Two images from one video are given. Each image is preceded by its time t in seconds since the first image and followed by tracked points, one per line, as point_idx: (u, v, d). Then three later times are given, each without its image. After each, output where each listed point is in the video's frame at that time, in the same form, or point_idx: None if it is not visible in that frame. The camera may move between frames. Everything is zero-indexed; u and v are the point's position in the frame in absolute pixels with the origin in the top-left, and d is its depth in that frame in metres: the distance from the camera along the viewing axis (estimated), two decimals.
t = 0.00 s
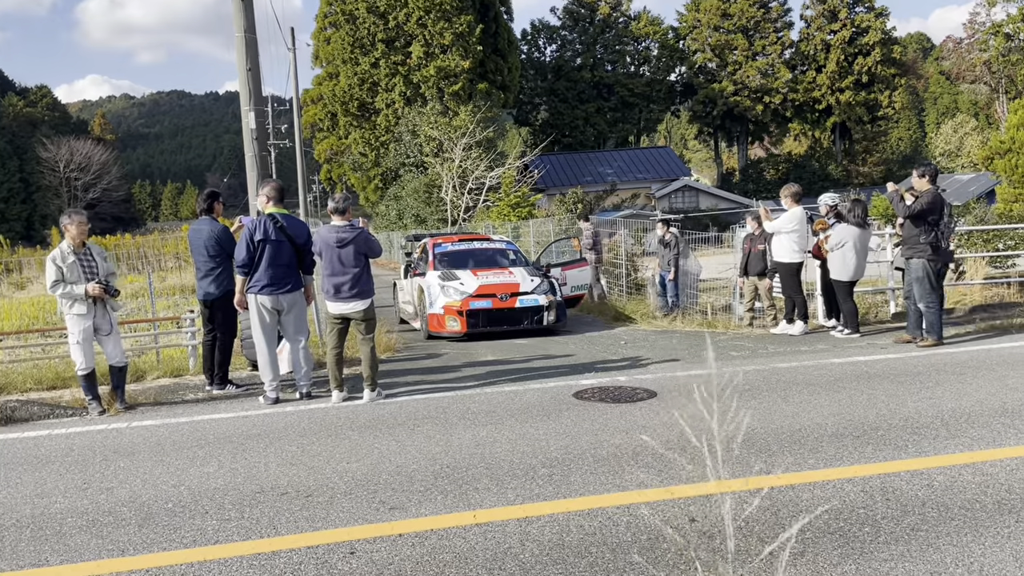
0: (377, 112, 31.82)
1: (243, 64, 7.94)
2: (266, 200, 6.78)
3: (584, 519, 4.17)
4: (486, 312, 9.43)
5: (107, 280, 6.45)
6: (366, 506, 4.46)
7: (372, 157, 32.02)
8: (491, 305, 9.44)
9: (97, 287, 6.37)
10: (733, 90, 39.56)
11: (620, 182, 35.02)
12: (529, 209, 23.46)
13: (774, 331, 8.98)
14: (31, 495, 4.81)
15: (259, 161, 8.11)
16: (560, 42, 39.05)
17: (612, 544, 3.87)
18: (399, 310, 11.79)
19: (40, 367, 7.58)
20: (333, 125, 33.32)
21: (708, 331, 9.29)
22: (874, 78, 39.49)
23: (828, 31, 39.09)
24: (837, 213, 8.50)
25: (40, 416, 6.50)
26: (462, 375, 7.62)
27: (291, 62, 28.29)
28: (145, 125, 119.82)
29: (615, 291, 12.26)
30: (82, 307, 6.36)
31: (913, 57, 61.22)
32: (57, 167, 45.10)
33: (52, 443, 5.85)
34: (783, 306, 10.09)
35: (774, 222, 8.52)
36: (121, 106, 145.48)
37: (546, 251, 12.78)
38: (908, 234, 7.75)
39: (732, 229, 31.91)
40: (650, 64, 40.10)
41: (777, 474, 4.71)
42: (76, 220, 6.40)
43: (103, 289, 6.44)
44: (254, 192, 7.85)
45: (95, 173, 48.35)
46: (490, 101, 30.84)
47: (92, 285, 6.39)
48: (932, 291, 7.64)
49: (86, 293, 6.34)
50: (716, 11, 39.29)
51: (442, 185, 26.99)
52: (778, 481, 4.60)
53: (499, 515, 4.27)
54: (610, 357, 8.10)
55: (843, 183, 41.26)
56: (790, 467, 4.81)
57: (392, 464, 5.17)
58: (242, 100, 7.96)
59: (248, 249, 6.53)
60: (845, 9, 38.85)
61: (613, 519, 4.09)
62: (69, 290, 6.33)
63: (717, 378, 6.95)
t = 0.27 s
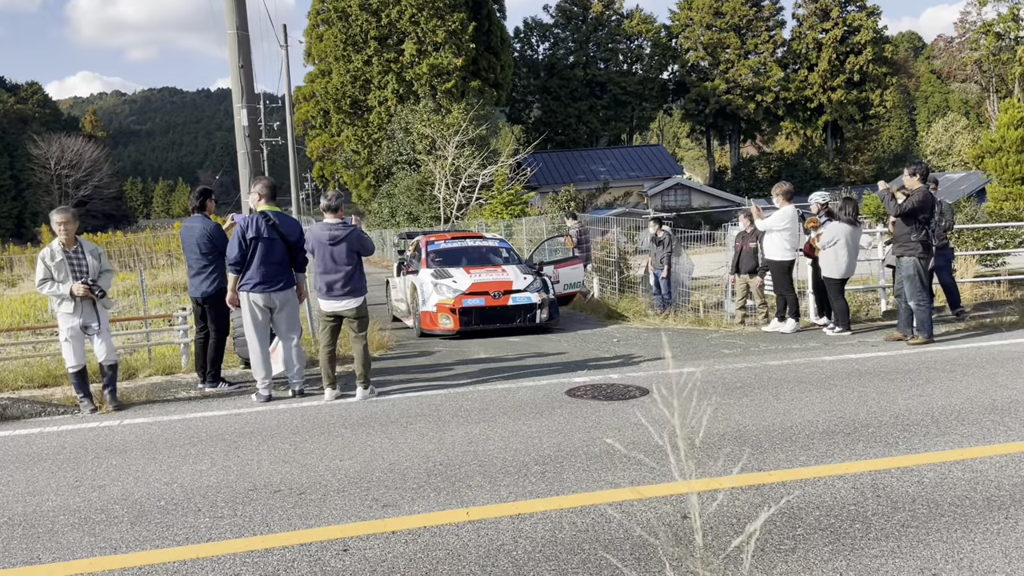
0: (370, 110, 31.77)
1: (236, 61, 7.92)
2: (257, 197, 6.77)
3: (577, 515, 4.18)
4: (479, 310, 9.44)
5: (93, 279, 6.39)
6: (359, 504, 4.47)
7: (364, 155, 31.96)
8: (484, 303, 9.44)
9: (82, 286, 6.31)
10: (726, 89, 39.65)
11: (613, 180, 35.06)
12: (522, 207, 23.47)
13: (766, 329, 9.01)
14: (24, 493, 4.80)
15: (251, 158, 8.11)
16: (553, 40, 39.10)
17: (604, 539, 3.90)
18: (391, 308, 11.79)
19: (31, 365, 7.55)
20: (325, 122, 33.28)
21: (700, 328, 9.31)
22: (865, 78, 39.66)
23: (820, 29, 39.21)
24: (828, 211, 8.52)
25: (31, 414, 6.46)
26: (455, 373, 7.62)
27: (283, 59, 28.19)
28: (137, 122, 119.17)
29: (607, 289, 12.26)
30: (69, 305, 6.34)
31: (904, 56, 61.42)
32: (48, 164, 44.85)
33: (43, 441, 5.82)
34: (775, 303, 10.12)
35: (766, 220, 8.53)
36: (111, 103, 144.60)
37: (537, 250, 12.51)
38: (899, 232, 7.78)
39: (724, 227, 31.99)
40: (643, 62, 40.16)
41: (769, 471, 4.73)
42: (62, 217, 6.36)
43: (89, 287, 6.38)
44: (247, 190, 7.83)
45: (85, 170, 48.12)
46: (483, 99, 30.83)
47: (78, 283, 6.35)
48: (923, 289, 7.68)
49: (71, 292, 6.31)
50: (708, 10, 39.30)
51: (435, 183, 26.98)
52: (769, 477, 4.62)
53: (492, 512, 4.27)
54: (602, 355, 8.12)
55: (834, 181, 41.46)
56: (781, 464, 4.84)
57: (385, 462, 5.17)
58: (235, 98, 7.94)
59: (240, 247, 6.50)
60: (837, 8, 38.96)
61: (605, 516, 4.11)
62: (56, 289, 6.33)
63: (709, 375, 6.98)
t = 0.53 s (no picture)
0: (366, 107, 31.72)
1: (232, 58, 7.90)
2: (253, 195, 6.77)
3: (573, 513, 4.20)
4: (475, 307, 9.45)
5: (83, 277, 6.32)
6: (356, 501, 4.47)
7: (360, 152, 31.93)
8: (480, 301, 9.45)
9: (69, 285, 6.27)
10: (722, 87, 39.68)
11: (609, 177, 35.09)
12: (518, 205, 23.45)
13: (762, 327, 9.02)
14: (20, 490, 4.79)
15: (247, 156, 8.10)
16: (549, 37, 39.12)
17: (600, 536, 3.91)
18: (387, 305, 11.79)
19: (26, 361, 7.54)
20: (321, 120, 33.25)
21: (696, 326, 9.32)
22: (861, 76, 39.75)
23: (816, 28, 39.32)
24: (823, 209, 8.55)
25: (26, 411, 6.46)
26: (451, 370, 7.63)
27: (279, 56, 28.14)
28: (131, 119, 118.84)
29: (603, 287, 12.28)
30: (62, 303, 6.32)
31: (900, 54, 61.51)
32: (43, 161, 44.69)
33: (37, 438, 5.82)
34: (770, 301, 10.15)
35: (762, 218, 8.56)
36: (105, 100, 144.14)
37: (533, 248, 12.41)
38: (894, 230, 7.81)
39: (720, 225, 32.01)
40: (639, 60, 40.19)
41: (765, 468, 4.75)
42: (54, 215, 6.30)
43: (78, 286, 6.32)
44: (243, 187, 7.82)
45: (81, 167, 47.97)
46: (479, 96, 30.82)
47: (68, 282, 6.30)
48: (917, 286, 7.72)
49: (61, 290, 6.30)
50: (704, 8, 39.25)
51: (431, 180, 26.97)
52: (765, 475, 4.64)
53: (488, 510, 4.28)
54: (598, 352, 8.13)
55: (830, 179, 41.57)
56: (777, 462, 4.86)
57: (381, 459, 5.17)
58: (231, 94, 7.92)
59: (237, 245, 6.50)
60: (832, 7, 38.99)
61: (601, 513, 4.12)
62: (50, 285, 6.33)
63: (704, 373, 7.00)
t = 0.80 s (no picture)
0: (364, 104, 31.71)
1: (231, 54, 7.90)
2: (251, 191, 6.75)
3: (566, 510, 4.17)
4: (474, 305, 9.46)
5: (82, 275, 6.30)
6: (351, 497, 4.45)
7: (359, 149, 31.92)
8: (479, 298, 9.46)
9: (67, 282, 6.27)
10: (720, 85, 39.70)
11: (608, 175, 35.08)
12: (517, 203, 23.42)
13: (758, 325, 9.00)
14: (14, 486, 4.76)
15: (246, 152, 8.09)
16: (548, 35, 39.08)
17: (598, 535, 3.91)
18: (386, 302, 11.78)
19: (24, 358, 7.53)
20: (320, 117, 33.28)
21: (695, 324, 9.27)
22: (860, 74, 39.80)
23: (815, 26, 39.25)
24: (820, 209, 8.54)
25: (25, 407, 6.47)
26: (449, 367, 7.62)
27: (278, 53, 28.11)
28: (130, 115, 118.59)
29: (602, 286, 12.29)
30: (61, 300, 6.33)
31: (901, 53, 61.40)
32: (41, 157, 44.63)
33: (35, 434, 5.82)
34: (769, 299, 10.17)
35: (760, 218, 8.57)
36: (104, 96, 143.93)
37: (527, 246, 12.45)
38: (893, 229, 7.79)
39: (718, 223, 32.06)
40: (638, 58, 40.23)
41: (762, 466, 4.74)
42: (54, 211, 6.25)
43: (76, 283, 6.30)
44: (242, 183, 7.81)
45: (80, 163, 47.94)
46: (478, 94, 30.84)
47: (66, 278, 6.30)
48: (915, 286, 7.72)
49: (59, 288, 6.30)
50: (704, 5, 39.19)
51: (429, 177, 27.01)
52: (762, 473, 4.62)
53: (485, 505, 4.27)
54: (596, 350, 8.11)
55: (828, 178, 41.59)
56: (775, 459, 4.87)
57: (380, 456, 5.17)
58: (230, 91, 7.91)
59: (235, 242, 6.50)
60: (831, 5, 39.00)
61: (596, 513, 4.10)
62: (51, 281, 6.34)
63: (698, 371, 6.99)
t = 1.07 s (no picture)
0: (366, 101, 31.65)
1: (232, 51, 7.88)
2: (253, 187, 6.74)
3: (571, 507, 4.20)
4: (475, 302, 9.45)
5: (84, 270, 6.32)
6: (355, 495, 4.47)
7: (360, 146, 31.86)
8: (480, 296, 9.45)
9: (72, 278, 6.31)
10: (723, 83, 39.53)
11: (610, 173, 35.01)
12: (519, 200, 23.38)
13: (761, 323, 8.99)
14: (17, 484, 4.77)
15: (247, 149, 8.07)
16: (550, 32, 39.01)
17: (599, 532, 3.91)
18: (387, 300, 11.76)
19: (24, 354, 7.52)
20: (321, 113, 33.22)
21: (696, 323, 9.27)
22: (862, 72, 39.62)
23: (818, 24, 39.06)
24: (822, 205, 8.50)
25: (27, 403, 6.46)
26: (450, 364, 7.63)
27: (280, 50, 28.02)
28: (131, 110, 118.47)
29: (604, 283, 12.27)
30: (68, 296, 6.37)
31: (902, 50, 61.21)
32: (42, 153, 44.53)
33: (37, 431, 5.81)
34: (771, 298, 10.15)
35: (762, 214, 8.53)
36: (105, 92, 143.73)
37: (531, 244, 12.41)
38: (895, 227, 7.78)
39: (720, 221, 32.00)
40: (640, 55, 40.14)
41: (765, 464, 4.76)
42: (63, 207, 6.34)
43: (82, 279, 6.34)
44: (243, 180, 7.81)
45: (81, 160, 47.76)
46: (480, 91, 30.78)
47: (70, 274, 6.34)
48: (918, 283, 7.71)
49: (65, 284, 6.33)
50: (707, 3, 39.02)
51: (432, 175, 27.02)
52: (765, 471, 4.64)
53: (488, 503, 4.29)
54: (597, 348, 8.12)
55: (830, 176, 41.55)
56: (775, 457, 4.87)
57: (380, 453, 5.17)
58: (231, 88, 7.89)
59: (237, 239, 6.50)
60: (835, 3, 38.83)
61: (598, 509, 4.12)
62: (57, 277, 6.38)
63: (703, 369, 7.00)
